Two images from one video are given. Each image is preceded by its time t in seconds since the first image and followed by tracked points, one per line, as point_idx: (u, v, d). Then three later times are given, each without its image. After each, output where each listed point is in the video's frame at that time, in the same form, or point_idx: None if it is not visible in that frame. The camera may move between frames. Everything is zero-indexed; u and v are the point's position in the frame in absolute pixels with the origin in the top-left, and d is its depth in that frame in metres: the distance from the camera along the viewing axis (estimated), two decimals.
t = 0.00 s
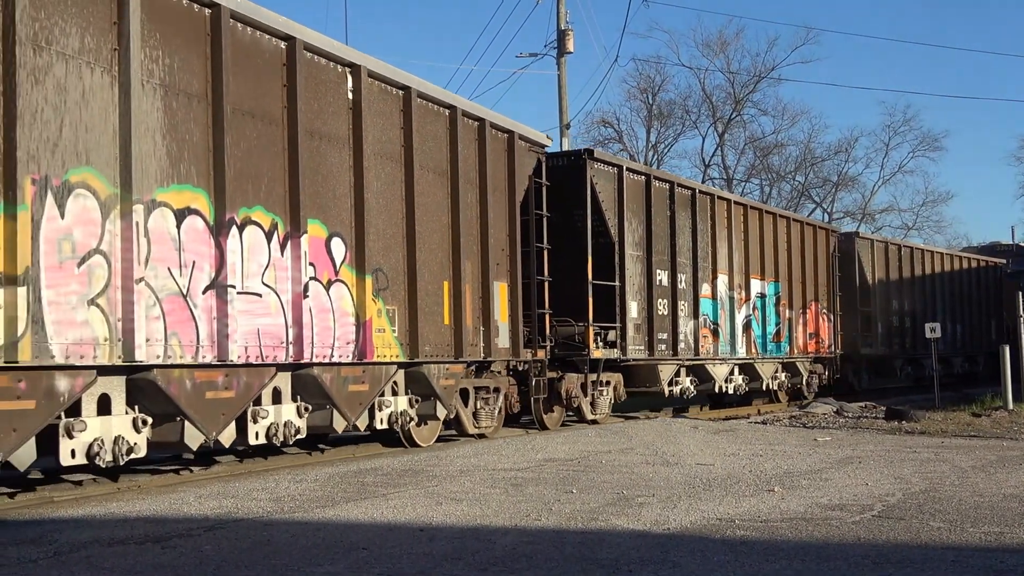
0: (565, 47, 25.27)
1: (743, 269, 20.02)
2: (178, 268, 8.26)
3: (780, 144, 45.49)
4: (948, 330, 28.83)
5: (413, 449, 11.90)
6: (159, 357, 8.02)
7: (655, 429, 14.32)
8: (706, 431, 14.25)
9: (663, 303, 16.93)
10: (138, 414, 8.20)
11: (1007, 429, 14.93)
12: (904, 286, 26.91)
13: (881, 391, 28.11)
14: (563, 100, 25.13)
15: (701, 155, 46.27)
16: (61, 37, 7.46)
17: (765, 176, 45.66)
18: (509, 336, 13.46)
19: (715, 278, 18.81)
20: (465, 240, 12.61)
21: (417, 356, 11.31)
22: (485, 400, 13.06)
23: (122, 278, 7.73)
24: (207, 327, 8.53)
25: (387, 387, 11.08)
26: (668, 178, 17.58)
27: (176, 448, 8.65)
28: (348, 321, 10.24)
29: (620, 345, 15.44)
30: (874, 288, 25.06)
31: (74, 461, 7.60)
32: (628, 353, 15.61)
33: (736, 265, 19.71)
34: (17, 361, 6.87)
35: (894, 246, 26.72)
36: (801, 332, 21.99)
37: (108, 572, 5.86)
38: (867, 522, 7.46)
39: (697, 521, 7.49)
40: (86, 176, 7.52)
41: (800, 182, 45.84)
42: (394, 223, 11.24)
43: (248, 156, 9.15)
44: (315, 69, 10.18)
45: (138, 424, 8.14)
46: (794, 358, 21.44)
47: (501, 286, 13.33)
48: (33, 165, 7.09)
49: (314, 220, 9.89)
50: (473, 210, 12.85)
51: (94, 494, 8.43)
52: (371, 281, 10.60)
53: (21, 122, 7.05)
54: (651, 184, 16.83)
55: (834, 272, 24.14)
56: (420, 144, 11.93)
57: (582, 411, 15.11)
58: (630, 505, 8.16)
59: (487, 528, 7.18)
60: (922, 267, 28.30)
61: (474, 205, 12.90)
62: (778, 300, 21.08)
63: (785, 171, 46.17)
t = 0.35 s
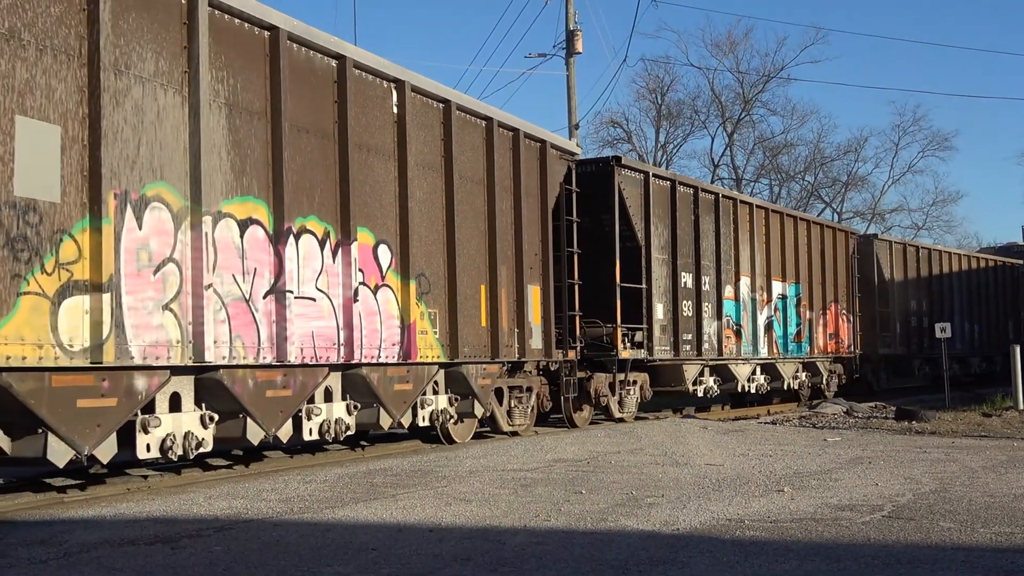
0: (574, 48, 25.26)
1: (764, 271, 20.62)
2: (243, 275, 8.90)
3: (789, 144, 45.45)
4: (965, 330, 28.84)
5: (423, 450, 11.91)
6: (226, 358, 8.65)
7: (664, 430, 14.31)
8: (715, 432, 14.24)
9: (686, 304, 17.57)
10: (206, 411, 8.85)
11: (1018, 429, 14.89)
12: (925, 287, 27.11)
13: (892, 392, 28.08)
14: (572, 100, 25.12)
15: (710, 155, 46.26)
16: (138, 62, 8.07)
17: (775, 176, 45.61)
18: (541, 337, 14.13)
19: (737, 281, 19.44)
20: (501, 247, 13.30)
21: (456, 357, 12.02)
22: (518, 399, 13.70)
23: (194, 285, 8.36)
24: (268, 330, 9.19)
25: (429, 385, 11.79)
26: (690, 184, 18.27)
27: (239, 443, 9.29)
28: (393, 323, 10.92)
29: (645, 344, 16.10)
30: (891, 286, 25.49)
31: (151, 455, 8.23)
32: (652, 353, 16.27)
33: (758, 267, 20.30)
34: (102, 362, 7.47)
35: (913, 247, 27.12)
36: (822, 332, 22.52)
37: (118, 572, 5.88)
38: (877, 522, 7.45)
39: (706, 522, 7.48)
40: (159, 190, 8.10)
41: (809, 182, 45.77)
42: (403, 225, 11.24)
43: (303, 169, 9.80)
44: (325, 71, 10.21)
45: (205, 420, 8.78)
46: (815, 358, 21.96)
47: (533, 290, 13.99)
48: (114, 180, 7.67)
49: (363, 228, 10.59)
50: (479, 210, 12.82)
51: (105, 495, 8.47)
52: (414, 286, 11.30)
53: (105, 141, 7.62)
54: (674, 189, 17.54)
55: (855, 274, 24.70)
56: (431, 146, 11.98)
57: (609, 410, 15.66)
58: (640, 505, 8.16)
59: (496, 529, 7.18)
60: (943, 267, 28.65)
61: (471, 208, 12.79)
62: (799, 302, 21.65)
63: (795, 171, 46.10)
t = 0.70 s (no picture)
0: (581, 48, 25.25)
1: (785, 273, 20.78)
2: (298, 280, 9.29)
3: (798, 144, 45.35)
4: (980, 329, 28.76)
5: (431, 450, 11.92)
6: (284, 358, 9.06)
7: (673, 430, 14.29)
8: (724, 432, 14.22)
9: (710, 305, 17.79)
10: (264, 408, 9.27)
11: None
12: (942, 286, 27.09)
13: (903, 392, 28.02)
14: (579, 101, 25.12)
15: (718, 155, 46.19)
16: (206, 82, 8.46)
17: (783, 176, 45.55)
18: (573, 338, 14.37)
19: (759, 282, 19.60)
20: (534, 250, 13.56)
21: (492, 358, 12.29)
22: (550, 398, 13.95)
23: (255, 290, 8.74)
24: (320, 332, 9.59)
25: (467, 385, 12.14)
26: (713, 188, 18.55)
27: (294, 439, 9.77)
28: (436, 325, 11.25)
29: (672, 344, 16.38)
30: (908, 285, 25.51)
31: (217, 449, 8.65)
32: (678, 353, 16.55)
33: (779, 269, 20.46)
34: (175, 362, 7.89)
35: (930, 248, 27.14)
36: (842, 333, 22.61)
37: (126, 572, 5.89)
38: (886, 522, 7.44)
39: (715, 522, 7.47)
40: (225, 202, 8.51)
41: (818, 181, 45.71)
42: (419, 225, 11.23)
43: (353, 179, 10.22)
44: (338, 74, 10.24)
45: (265, 417, 9.23)
46: (835, 358, 22.07)
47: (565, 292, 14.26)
48: (186, 193, 8.09)
49: (408, 235, 10.92)
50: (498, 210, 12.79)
51: (115, 495, 8.51)
52: (455, 290, 11.61)
53: (178, 156, 8.03)
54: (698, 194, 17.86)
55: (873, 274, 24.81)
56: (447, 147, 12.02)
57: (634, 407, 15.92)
58: (648, 505, 8.16)
59: (505, 529, 7.19)
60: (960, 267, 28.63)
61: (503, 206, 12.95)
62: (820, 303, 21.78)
63: (804, 171, 46.04)
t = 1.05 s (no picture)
0: (588, 48, 25.25)
1: (804, 274, 20.82)
2: (349, 284, 9.79)
3: (805, 143, 45.32)
4: (996, 329, 28.67)
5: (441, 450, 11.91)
6: (336, 358, 9.54)
7: (680, 429, 14.29)
8: (732, 432, 14.21)
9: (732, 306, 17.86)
10: (317, 404, 9.71)
11: None
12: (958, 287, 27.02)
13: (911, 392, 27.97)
14: (587, 101, 25.11)
15: (725, 155, 46.14)
16: (264, 99, 8.95)
17: (790, 175, 45.50)
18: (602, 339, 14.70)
19: (779, 284, 19.65)
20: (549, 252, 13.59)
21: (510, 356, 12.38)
22: (579, 397, 14.33)
23: (311, 294, 9.23)
24: (370, 333, 10.08)
25: (503, 384, 12.58)
26: (736, 193, 18.64)
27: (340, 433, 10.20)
28: (473, 326, 11.74)
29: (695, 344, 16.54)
30: (922, 284, 25.51)
31: (275, 444, 9.15)
32: (703, 354, 16.70)
33: (798, 270, 20.51)
34: (240, 362, 8.36)
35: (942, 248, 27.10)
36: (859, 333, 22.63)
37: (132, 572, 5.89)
38: (893, 522, 7.43)
39: (722, 522, 7.47)
40: (283, 211, 9.02)
41: (825, 181, 45.64)
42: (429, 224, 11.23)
43: (397, 188, 10.70)
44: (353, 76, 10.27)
45: (317, 414, 9.67)
46: (853, 358, 22.08)
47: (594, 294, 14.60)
48: (249, 204, 8.60)
49: (448, 241, 11.43)
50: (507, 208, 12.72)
51: (123, 494, 8.51)
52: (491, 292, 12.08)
53: (242, 168, 8.52)
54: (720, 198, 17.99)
55: (889, 275, 24.81)
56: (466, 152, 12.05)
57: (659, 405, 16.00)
58: (656, 505, 8.15)
59: (512, 528, 7.18)
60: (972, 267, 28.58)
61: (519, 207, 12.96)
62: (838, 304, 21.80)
63: (811, 170, 45.98)
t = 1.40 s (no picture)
0: (596, 48, 25.24)
1: (822, 275, 20.83)
2: (395, 287, 10.30)
3: (813, 143, 45.27)
4: (1010, 328, 28.60)
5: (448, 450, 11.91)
6: (384, 357, 10.04)
7: (688, 429, 14.29)
8: (739, 432, 14.20)
9: (752, 307, 17.90)
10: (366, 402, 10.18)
11: None
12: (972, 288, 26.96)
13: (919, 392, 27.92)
14: (594, 101, 25.10)
15: (733, 155, 46.10)
16: (320, 114, 9.46)
17: (798, 175, 45.46)
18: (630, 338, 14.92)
19: (797, 285, 19.67)
20: (568, 252, 13.62)
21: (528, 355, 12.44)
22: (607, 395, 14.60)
23: (360, 297, 9.75)
24: (413, 334, 10.58)
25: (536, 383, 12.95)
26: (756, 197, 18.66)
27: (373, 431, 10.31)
28: (507, 327, 12.19)
29: (718, 344, 16.60)
30: (937, 282, 25.47)
31: (326, 439, 9.58)
32: (726, 354, 16.77)
33: (816, 272, 20.53)
34: (297, 361, 8.84)
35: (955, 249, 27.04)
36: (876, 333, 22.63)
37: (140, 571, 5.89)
38: (901, 522, 7.43)
39: (729, 522, 7.45)
40: (335, 220, 9.52)
41: (833, 181, 45.59)
42: (452, 227, 11.36)
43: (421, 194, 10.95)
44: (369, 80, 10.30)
45: (365, 411, 10.10)
46: (870, 358, 22.07)
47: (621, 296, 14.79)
48: (282, 210, 8.89)
49: (485, 246, 11.87)
50: (530, 215, 12.83)
51: (129, 494, 8.50)
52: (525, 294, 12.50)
53: (299, 179, 9.00)
54: (740, 203, 18.04)
55: (905, 276, 24.79)
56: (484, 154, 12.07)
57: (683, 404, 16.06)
58: (663, 505, 8.14)
59: (519, 528, 7.18)
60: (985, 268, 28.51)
61: (539, 211, 13.04)
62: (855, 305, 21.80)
63: (819, 170, 45.94)
